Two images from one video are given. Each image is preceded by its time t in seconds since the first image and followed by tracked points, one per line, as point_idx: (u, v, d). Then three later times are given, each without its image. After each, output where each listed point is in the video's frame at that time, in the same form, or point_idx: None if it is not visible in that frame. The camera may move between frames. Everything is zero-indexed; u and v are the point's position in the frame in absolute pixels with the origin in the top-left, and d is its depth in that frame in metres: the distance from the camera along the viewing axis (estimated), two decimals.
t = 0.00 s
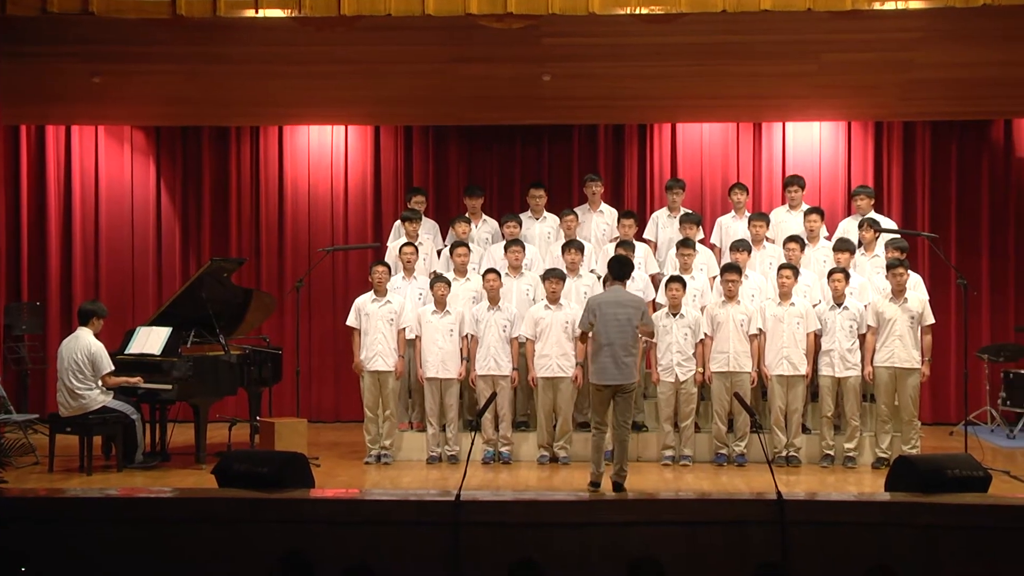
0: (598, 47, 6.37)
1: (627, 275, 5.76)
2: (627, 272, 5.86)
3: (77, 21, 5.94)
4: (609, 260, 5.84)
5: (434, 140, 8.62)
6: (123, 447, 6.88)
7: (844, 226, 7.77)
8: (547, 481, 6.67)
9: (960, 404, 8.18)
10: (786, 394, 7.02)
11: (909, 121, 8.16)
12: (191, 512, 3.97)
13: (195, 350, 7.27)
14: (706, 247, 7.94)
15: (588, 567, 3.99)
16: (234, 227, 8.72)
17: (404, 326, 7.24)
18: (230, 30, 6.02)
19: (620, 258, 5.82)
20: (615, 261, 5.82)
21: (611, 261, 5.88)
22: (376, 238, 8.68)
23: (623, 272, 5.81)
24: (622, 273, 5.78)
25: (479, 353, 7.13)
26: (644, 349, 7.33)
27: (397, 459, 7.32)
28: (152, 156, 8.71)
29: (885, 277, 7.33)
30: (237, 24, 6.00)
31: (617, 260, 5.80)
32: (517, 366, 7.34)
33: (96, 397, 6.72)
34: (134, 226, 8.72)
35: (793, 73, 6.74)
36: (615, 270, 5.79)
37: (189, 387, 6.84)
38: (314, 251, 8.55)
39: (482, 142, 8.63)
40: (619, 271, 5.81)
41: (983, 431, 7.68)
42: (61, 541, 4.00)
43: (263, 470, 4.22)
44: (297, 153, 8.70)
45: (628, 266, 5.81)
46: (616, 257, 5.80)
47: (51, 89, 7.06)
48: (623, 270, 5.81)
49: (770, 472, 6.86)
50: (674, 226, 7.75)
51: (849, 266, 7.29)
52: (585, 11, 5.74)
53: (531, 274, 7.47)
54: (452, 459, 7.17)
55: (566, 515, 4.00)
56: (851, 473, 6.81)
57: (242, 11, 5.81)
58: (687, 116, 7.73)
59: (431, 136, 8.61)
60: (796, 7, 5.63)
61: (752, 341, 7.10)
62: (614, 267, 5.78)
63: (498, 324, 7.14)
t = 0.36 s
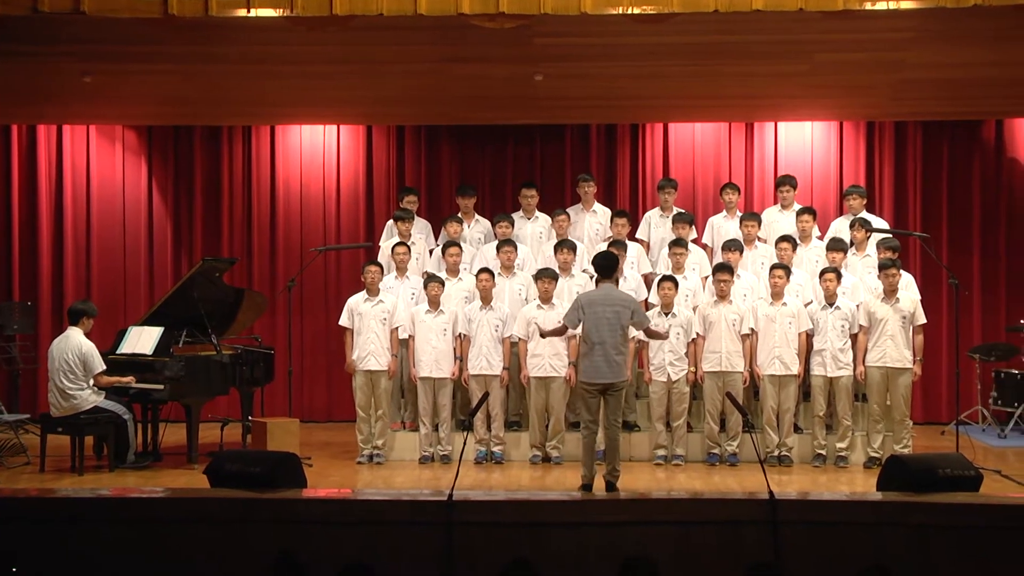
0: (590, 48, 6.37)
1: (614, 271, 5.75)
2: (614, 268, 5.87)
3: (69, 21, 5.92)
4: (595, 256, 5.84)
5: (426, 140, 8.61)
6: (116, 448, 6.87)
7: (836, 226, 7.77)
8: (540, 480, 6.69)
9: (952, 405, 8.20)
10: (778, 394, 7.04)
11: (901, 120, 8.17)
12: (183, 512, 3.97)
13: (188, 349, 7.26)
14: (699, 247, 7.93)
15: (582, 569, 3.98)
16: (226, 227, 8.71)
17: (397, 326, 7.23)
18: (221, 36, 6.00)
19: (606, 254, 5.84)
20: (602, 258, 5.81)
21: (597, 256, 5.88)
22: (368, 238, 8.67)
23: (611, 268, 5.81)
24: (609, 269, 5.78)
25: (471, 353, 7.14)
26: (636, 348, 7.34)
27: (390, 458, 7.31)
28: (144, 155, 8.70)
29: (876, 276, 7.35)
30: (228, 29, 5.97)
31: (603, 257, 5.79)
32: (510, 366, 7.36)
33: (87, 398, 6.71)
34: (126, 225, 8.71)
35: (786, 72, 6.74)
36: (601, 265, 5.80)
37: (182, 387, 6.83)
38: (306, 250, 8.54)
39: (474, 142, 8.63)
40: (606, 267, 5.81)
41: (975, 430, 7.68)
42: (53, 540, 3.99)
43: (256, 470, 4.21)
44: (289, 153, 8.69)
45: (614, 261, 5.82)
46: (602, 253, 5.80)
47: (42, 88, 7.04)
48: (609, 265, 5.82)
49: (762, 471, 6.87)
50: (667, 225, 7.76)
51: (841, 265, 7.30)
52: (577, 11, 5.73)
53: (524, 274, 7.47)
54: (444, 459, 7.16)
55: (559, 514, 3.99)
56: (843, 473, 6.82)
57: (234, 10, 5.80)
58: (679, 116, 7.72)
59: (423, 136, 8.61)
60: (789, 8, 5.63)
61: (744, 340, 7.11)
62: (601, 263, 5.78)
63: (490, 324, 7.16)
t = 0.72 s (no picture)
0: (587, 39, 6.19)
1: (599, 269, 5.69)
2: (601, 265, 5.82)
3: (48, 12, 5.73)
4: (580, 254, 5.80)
5: (418, 134, 8.44)
6: (99, 450, 6.69)
7: (838, 222, 7.59)
8: (534, 483, 6.56)
9: (956, 406, 8.03)
10: (778, 395, 6.87)
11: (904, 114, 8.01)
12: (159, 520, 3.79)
13: (173, 349, 7.07)
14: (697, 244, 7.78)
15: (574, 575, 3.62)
16: (213, 224, 8.52)
17: (389, 325, 7.04)
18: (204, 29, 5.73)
19: (592, 251, 5.80)
20: (587, 255, 5.77)
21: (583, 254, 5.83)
22: (358, 234, 8.49)
23: (597, 265, 5.76)
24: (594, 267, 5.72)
25: (465, 353, 6.98)
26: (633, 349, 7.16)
27: (380, 460, 7.14)
28: (128, 150, 8.52)
29: (878, 274, 7.19)
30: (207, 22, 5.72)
31: (588, 254, 5.75)
32: (504, 366, 7.18)
33: (69, 399, 6.53)
34: (109, 222, 8.53)
35: (788, 64, 6.56)
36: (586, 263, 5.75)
37: (167, 387, 6.66)
38: (295, 248, 8.36)
39: (467, 137, 8.45)
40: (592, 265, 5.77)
41: (980, 431, 7.52)
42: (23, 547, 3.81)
43: (242, 472, 4.03)
44: (278, 148, 8.51)
45: (600, 258, 5.76)
46: (586, 251, 5.76)
47: (24, 81, 6.86)
48: (595, 262, 5.76)
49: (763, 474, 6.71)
50: (666, 222, 7.59)
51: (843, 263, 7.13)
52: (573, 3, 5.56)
53: (518, 272, 7.29)
54: (437, 461, 6.98)
55: (551, 517, 3.64)
56: (845, 476, 6.66)
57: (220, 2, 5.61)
58: (677, 110, 7.55)
59: (416, 131, 8.43)
60: None
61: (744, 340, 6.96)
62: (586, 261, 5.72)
63: (484, 323, 6.99)
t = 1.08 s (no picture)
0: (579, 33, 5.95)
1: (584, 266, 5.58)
2: (582, 264, 5.69)
3: None
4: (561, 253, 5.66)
5: (405, 126, 8.19)
6: (73, 454, 6.44)
7: (839, 217, 7.36)
8: (525, 487, 6.33)
9: (961, 406, 7.81)
10: (778, 396, 6.64)
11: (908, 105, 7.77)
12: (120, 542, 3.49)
13: (150, 349, 6.83)
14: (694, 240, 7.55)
15: None
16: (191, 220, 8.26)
17: (375, 325, 6.77)
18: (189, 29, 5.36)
19: (573, 250, 5.67)
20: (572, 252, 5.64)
21: (565, 253, 5.69)
22: (343, 230, 8.23)
23: (579, 263, 5.64)
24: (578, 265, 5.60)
25: (453, 352, 6.74)
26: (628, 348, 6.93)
27: (366, 464, 6.90)
28: (103, 142, 8.26)
29: (881, 271, 6.94)
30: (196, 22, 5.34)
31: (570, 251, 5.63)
32: (494, 366, 6.95)
33: (41, 400, 6.27)
34: (84, 215, 8.27)
35: (787, 61, 6.33)
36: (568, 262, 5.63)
37: (144, 388, 6.40)
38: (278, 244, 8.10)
39: (456, 128, 8.21)
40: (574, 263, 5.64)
41: (986, 434, 7.29)
42: None
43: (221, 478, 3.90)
44: (260, 141, 8.25)
45: (578, 257, 5.67)
46: (569, 248, 5.63)
47: None
48: (576, 261, 5.65)
49: (761, 478, 6.48)
50: (662, 217, 7.35)
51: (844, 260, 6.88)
52: None
53: (508, 269, 7.05)
54: (424, 465, 6.74)
55: (544, 521, 3.27)
56: (847, 480, 6.42)
57: None
58: (673, 104, 7.32)
59: (402, 123, 8.18)
60: None
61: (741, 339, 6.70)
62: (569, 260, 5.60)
63: (474, 322, 6.77)
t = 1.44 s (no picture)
0: (562, 37, 5.75)
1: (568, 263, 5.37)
2: (566, 262, 5.49)
3: None
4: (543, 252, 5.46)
5: (388, 119, 7.97)
6: (44, 458, 6.20)
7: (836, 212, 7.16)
8: (513, 491, 6.14)
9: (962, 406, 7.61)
10: (773, 397, 6.44)
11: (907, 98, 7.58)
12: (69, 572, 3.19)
13: (125, 349, 6.60)
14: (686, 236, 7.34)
15: None
16: (168, 214, 8.03)
17: (357, 323, 6.61)
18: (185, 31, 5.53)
19: (556, 248, 5.48)
20: (558, 248, 5.45)
21: (549, 251, 5.50)
22: (325, 226, 8.01)
23: (563, 261, 5.44)
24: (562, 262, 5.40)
25: (438, 352, 6.53)
26: (618, 347, 6.74)
27: (348, 467, 6.69)
28: (76, 135, 8.03)
29: (879, 268, 6.74)
30: (190, 24, 5.51)
31: (552, 248, 5.44)
32: (480, 366, 6.75)
33: (10, 402, 5.98)
34: (56, 209, 8.04)
35: (786, 54, 6.05)
36: (551, 260, 5.43)
37: (119, 388, 6.16)
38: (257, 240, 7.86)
39: (442, 120, 7.98)
40: (557, 261, 5.44)
41: (987, 435, 7.09)
42: None
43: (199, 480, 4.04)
44: (239, 132, 8.03)
45: (561, 254, 5.46)
46: (555, 244, 5.44)
47: None
48: (560, 259, 5.45)
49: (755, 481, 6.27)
50: (654, 212, 7.14)
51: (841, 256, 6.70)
52: None
53: (495, 265, 6.84)
54: (408, 469, 6.53)
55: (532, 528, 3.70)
56: (844, 483, 6.22)
57: None
58: (667, 96, 7.06)
59: (386, 115, 7.95)
60: None
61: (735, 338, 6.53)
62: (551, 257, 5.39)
63: (459, 321, 6.55)
